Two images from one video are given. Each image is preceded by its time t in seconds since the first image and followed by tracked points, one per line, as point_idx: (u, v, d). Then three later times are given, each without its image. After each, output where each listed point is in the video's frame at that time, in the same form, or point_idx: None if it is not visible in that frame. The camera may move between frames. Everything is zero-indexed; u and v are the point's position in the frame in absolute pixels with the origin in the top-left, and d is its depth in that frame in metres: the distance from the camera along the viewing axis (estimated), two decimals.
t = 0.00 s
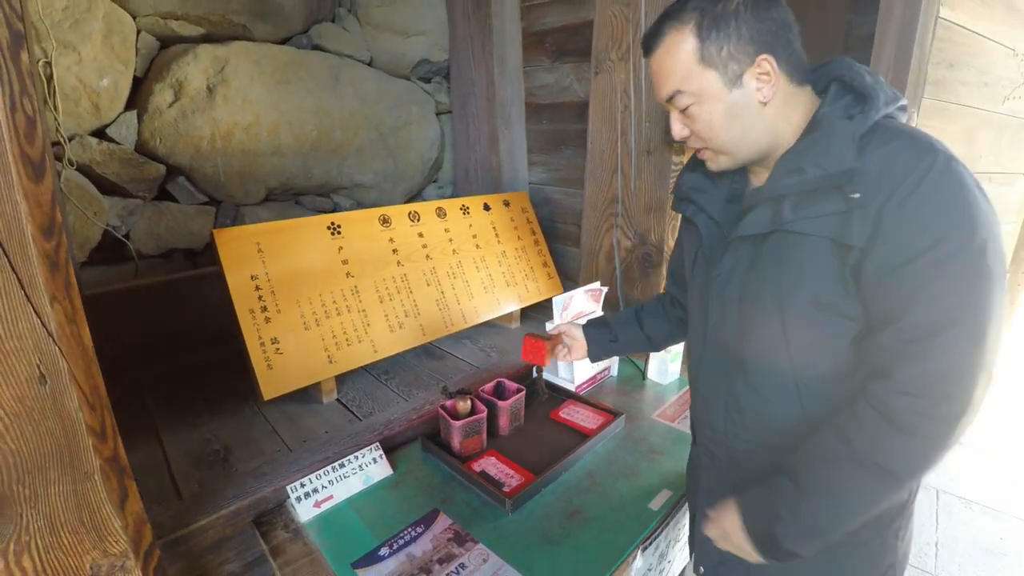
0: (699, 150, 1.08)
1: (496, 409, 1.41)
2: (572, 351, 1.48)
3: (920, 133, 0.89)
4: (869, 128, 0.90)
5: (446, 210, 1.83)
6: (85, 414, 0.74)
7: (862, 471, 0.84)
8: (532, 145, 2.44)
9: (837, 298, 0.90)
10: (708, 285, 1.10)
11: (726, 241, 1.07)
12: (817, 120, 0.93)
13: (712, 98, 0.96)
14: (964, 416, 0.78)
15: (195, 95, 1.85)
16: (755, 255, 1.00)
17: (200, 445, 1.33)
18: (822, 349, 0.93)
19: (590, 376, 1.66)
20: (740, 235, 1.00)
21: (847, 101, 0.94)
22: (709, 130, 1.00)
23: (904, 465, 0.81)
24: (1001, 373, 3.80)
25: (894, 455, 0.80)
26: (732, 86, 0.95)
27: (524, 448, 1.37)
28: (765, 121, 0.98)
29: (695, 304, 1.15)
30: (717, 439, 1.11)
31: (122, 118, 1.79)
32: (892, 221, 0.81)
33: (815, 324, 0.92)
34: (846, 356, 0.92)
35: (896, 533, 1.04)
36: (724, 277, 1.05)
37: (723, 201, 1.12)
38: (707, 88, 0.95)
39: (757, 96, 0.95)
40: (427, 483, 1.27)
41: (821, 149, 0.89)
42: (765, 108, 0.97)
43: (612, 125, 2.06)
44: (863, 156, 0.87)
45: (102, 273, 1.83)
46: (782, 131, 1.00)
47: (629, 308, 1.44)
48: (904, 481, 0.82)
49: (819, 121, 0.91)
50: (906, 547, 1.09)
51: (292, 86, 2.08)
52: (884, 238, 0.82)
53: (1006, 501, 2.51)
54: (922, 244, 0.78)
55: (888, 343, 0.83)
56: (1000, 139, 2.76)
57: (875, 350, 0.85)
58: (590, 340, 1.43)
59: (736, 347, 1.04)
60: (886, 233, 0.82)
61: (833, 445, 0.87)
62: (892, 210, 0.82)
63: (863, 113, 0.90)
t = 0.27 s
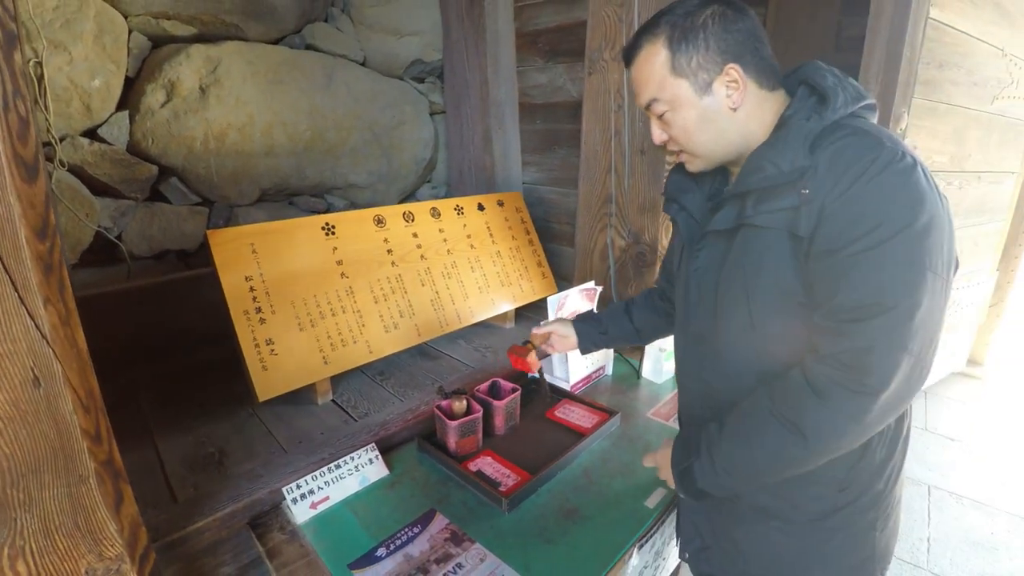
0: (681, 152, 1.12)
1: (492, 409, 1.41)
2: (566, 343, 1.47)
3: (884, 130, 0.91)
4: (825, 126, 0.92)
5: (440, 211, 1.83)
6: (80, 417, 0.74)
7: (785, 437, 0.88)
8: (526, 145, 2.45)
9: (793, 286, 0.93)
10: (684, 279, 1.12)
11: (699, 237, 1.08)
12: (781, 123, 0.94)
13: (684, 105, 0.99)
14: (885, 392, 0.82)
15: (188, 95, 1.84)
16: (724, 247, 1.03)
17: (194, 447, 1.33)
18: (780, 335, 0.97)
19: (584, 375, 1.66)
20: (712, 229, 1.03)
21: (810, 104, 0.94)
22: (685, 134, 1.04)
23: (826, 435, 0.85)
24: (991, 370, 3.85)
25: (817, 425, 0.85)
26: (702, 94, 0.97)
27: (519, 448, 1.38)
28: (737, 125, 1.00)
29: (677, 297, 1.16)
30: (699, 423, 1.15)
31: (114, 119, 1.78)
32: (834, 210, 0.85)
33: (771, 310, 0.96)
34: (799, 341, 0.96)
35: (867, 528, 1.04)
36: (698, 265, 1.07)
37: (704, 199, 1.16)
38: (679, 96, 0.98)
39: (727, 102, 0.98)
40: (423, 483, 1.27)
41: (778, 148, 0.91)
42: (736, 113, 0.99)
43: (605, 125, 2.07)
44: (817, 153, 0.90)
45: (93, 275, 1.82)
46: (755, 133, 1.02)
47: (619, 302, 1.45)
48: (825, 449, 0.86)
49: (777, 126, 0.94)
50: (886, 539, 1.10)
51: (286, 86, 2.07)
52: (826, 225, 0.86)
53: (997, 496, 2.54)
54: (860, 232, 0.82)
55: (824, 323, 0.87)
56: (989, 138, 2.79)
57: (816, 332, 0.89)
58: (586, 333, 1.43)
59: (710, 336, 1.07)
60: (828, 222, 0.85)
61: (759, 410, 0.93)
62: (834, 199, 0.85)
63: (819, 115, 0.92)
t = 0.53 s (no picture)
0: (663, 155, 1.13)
1: (485, 409, 1.41)
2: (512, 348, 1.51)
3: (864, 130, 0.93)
4: (805, 125, 0.93)
5: (431, 211, 1.82)
6: (68, 422, 0.73)
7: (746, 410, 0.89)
8: (517, 145, 2.45)
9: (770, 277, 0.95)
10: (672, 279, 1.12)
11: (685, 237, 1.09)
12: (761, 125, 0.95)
13: (667, 108, 1.00)
14: (842, 371, 0.83)
15: (176, 95, 1.82)
16: (709, 247, 1.04)
17: (184, 451, 1.32)
18: (757, 326, 0.99)
19: (577, 375, 1.67)
20: (698, 229, 1.03)
21: (788, 104, 0.95)
22: (668, 137, 1.04)
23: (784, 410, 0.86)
24: (978, 367, 3.91)
25: (774, 398, 0.86)
26: (685, 97, 0.98)
27: (513, 448, 1.38)
28: (718, 127, 1.02)
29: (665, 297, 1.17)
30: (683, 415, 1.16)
31: (100, 119, 1.75)
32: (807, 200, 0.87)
33: (749, 300, 0.97)
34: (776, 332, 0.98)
35: (863, 515, 1.05)
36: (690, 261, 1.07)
37: (690, 201, 1.16)
38: (662, 99, 0.99)
39: (708, 105, 0.99)
40: (416, 484, 1.26)
41: (760, 148, 0.92)
42: (717, 116, 1.00)
43: (597, 125, 2.07)
44: (797, 150, 0.91)
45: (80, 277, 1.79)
46: (736, 135, 1.03)
47: (580, 303, 1.47)
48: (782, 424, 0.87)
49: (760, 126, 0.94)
50: (883, 525, 1.12)
51: (275, 86, 2.06)
52: (801, 214, 0.88)
53: (985, 490, 2.58)
54: (833, 221, 0.84)
55: (791, 307, 0.88)
56: (975, 137, 2.83)
57: (783, 315, 0.91)
58: (548, 336, 1.45)
59: (696, 333, 1.08)
60: (805, 213, 0.87)
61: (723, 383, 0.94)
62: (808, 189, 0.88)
63: (796, 116, 0.93)
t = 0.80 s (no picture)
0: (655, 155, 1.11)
1: (480, 411, 1.40)
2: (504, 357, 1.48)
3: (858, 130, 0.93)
4: (800, 127, 0.93)
5: (424, 211, 1.81)
6: (53, 429, 0.71)
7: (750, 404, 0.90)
8: (510, 144, 2.44)
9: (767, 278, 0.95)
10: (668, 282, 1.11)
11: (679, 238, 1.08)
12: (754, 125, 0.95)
13: (662, 106, 0.99)
14: (849, 373, 0.84)
15: (165, 94, 1.80)
16: (704, 250, 1.03)
17: (174, 456, 1.30)
18: (756, 326, 0.99)
19: (572, 375, 1.66)
20: (693, 232, 1.02)
21: (779, 105, 0.96)
22: (662, 136, 1.03)
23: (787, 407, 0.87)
24: (969, 364, 3.94)
25: (779, 395, 0.87)
26: (680, 95, 0.97)
27: (508, 449, 1.37)
28: (714, 126, 1.01)
29: (660, 298, 1.16)
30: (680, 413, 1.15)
31: (88, 118, 1.72)
32: (804, 203, 0.87)
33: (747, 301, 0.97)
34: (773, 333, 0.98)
35: (861, 513, 1.05)
36: (686, 260, 1.05)
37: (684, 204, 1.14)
38: (657, 97, 0.97)
39: (704, 103, 0.98)
40: (411, 487, 1.25)
41: (756, 149, 0.91)
42: (713, 114, 1.00)
43: (590, 124, 2.07)
44: (793, 152, 0.90)
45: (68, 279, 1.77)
46: (730, 135, 1.03)
47: (567, 309, 1.46)
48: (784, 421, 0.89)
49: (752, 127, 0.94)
50: (882, 521, 1.12)
51: (266, 85, 2.03)
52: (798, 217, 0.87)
53: (977, 486, 2.60)
54: (831, 225, 0.84)
55: (789, 305, 0.89)
56: (965, 137, 2.85)
57: (781, 314, 0.92)
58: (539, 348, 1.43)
59: (693, 335, 1.08)
60: (802, 217, 0.87)
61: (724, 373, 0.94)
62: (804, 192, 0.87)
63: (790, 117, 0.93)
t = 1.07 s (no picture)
0: (654, 147, 1.07)
1: (476, 413, 1.39)
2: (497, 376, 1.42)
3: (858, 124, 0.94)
4: (805, 121, 0.94)
5: (419, 211, 1.79)
6: (41, 436, 0.69)
7: (843, 412, 0.83)
8: (505, 144, 2.43)
9: (797, 280, 0.92)
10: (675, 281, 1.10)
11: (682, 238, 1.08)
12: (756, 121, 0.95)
13: (670, 92, 0.96)
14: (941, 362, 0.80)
15: (156, 93, 1.77)
16: (712, 250, 1.01)
17: (167, 460, 1.28)
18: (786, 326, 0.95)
19: (568, 376, 1.65)
20: (702, 231, 1.00)
21: (780, 101, 0.97)
22: (666, 124, 1.00)
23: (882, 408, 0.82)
24: (963, 363, 3.96)
25: (875, 395, 0.81)
26: (689, 82, 0.96)
27: (505, 452, 1.36)
28: (719, 118, 1.00)
29: (660, 299, 1.16)
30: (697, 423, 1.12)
31: (78, 118, 1.70)
32: (845, 198, 0.84)
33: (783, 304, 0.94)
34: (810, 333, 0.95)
35: (875, 510, 1.05)
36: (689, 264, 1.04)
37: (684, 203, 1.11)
38: (665, 83, 0.95)
39: (710, 94, 0.97)
40: (407, 490, 1.24)
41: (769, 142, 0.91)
42: (718, 106, 0.99)
43: (586, 123, 2.06)
44: (805, 145, 0.91)
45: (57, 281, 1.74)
46: (732, 131, 1.02)
47: (549, 320, 1.42)
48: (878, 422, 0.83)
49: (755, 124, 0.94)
50: (890, 520, 1.11)
51: (259, 84, 2.01)
52: (837, 213, 0.84)
53: (973, 484, 2.61)
54: (870, 212, 0.82)
55: (843, 298, 0.86)
56: (959, 136, 2.86)
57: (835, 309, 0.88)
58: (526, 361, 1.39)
59: (707, 340, 1.05)
60: (843, 211, 0.84)
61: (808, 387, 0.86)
62: (839, 187, 0.85)
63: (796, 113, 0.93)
